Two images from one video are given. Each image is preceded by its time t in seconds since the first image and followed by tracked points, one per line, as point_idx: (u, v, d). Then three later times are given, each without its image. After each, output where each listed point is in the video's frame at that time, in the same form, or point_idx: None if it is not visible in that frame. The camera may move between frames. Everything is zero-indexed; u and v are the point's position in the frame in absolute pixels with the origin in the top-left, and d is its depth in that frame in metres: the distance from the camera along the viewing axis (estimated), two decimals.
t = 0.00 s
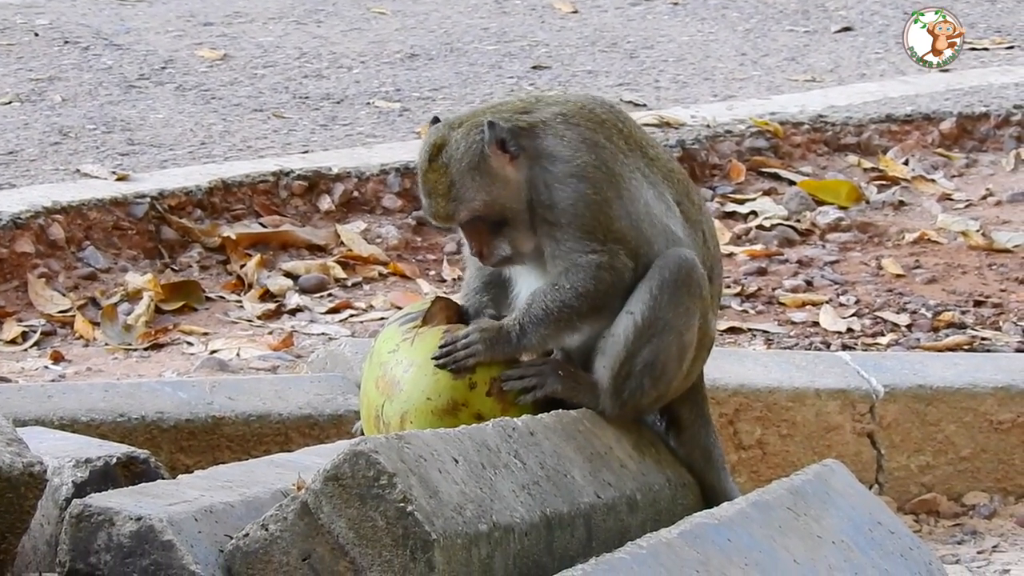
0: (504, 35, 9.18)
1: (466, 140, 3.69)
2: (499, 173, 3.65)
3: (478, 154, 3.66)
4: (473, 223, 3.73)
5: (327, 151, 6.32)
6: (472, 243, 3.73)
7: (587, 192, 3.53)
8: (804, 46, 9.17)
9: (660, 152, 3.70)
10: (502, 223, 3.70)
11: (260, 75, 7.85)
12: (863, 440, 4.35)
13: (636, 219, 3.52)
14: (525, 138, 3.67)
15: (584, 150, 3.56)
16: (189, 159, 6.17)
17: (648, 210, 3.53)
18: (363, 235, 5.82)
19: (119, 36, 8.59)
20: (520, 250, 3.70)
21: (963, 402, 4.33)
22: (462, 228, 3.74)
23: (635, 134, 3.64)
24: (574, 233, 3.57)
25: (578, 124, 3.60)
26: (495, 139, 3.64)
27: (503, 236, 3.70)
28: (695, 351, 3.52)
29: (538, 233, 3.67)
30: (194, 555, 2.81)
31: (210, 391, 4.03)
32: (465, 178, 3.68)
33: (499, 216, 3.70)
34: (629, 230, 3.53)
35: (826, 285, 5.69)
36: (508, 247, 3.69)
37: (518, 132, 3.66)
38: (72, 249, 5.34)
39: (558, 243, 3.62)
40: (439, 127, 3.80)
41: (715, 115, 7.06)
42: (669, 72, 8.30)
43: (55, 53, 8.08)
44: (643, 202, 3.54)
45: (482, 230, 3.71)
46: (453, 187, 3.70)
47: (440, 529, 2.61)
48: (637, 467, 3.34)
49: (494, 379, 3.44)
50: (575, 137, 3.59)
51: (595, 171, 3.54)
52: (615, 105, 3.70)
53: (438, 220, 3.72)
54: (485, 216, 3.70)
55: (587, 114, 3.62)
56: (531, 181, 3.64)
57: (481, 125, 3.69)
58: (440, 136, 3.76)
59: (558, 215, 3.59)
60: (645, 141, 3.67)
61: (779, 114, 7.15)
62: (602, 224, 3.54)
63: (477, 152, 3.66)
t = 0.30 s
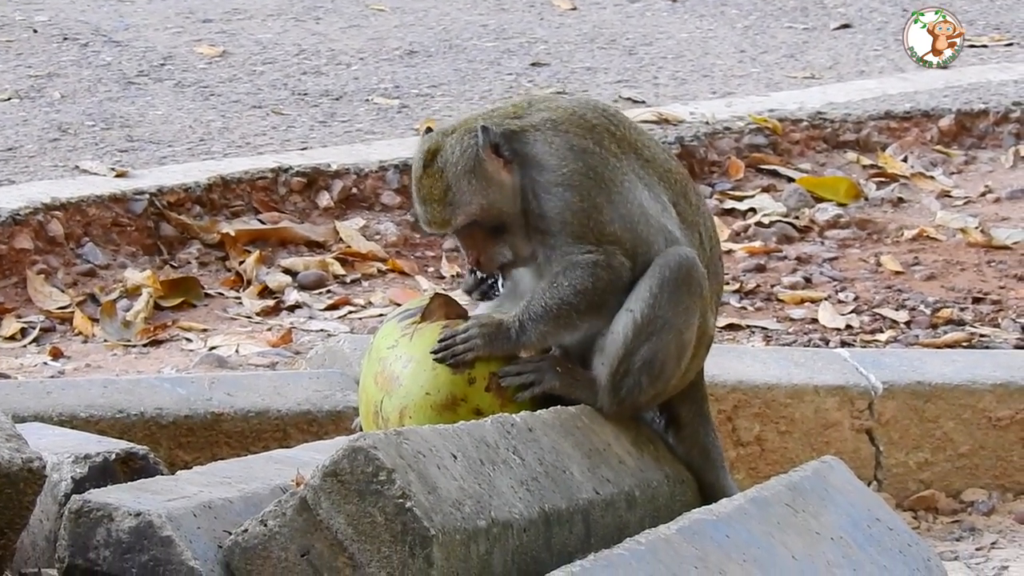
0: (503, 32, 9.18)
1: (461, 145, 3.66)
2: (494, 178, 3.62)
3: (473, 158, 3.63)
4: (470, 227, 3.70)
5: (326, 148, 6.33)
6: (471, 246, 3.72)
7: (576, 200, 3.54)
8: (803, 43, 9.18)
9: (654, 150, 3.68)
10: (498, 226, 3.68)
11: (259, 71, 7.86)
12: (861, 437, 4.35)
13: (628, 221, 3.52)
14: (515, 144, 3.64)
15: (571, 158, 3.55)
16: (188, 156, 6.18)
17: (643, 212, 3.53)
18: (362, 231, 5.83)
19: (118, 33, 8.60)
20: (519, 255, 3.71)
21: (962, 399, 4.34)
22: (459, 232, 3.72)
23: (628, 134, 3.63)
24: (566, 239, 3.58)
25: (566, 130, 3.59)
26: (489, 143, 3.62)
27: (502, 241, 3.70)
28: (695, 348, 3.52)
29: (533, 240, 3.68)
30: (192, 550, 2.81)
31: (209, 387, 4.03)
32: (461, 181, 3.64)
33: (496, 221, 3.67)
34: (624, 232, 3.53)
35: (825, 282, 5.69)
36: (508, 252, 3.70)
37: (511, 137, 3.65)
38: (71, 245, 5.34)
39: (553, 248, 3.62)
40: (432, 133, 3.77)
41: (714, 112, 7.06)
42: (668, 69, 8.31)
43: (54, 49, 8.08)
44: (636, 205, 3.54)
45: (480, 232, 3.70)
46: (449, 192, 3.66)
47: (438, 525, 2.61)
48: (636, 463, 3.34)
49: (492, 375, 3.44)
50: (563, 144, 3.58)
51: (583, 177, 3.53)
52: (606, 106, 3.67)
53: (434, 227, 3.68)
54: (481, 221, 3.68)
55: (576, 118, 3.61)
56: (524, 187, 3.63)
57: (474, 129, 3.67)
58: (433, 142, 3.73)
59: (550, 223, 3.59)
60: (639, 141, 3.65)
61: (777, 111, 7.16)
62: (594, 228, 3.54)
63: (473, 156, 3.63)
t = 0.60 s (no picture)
0: (501, 28, 9.18)
1: (484, 122, 3.65)
2: (514, 159, 3.60)
3: (495, 137, 3.63)
4: (482, 207, 3.68)
5: (323, 145, 6.33)
6: (479, 223, 3.69)
7: (597, 189, 3.55)
8: (801, 39, 9.18)
9: (661, 150, 3.73)
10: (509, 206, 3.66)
11: (256, 68, 7.86)
12: (859, 433, 4.35)
13: (642, 217, 3.53)
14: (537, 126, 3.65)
15: (597, 148, 3.57)
16: (185, 153, 6.18)
17: (651, 207, 3.55)
18: (360, 228, 5.85)
19: (116, 30, 8.60)
20: (526, 236, 3.69)
21: (959, 395, 4.34)
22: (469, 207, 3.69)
23: (639, 131, 3.67)
24: (579, 228, 3.59)
25: (589, 120, 3.62)
26: (512, 123, 3.61)
27: (511, 221, 3.68)
28: (691, 342, 3.52)
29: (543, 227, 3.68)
30: (190, 547, 2.74)
31: (207, 384, 4.04)
32: (480, 155, 3.62)
33: (509, 202, 3.65)
34: (635, 227, 3.53)
35: (823, 278, 5.69)
36: (515, 232, 3.68)
37: (535, 121, 3.65)
38: (68, 243, 5.35)
39: (563, 237, 3.64)
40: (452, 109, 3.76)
41: (712, 109, 7.06)
42: (666, 66, 8.31)
43: (52, 46, 8.09)
44: (648, 199, 3.56)
45: (490, 211, 3.67)
46: (466, 169, 3.64)
47: (436, 522, 2.55)
48: (633, 460, 3.31)
49: (490, 371, 3.40)
50: (590, 132, 3.60)
51: (606, 168, 3.55)
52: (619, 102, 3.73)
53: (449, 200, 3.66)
54: (496, 201, 3.65)
55: (598, 110, 3.64)
56: (543, 171, 3.62)
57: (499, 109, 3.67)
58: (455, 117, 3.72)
59: (566, 209, 3.60)
60: (648, 139, 3.70)
61: (775, 108, 7.16)
62: (609, 221, 3.55)
63: (498, 132, 3.62)
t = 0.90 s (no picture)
0: (497, 19, 9.18)
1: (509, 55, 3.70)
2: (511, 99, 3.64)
3: (508, 70, 3.66)
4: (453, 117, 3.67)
5: (321, 135, 6.33)
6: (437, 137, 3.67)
7: (595, 176, 3.54)
8: (798, 30, 9.17)
9: (663, 145, 3.75)
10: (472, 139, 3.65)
11: (253, 59, 7.86)
12: (856, 423, 4.36)
13: (641, 208, 3.54)
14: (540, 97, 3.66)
15: (596, 132, 3.57)
16: (182, 144, 6.18)
17: (651, 199, 3.56)
18: (357, 219, 5.86)
19: (112, 20, 8.59)
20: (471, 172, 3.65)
21: (956, 385, 4.34)
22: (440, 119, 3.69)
23: (640, 124, 3.69)
24: (574, 214, 3.56)
25: (597, 106, 3.62)
26: (529, 74, 3.66)
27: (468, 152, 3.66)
28: (690, 334, 3.53)
29: (534, 208, 3.65)
30: (187, 537, 2.70)
31: (203, 375, 4.04)
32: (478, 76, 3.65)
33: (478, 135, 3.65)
34: (633, 218, 3.54)
35: (820, 269, 5.70)
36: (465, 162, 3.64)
37: (550, 91, 3.67)
38: (65, 233, 5.34)
39: (556, 220, 3.61)
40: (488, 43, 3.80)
41: (709, 99, 7.04)
42: (663, 57, 8.30)
43: (49, 37, 8.08)
44: (647, 191, 3.58)
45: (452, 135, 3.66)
46: (464, 77, 3.65)
47: (432, 512, 2.52)
48: (630, 450, 3.26)
49: (486, 361, 3.39)
50: (592, 117, 3.59)
51: (605, 154, 3.55)
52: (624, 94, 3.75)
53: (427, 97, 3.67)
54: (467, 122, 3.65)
55: (608, 99, 3.65)
56: (533, 131, 3.63)
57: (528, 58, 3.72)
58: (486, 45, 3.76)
59: (558, 190, 3.57)
60: (649, 132, 3.72)
61: (772, 99, 7.15)
62: (609, 210, 3.54)
63: (510, 65, 3.66)
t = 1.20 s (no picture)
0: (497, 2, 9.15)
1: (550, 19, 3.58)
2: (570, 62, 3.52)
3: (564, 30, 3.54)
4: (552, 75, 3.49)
5: (320, 118, 6.32)
6: (538, 82, 3.50)
7: (601, 151, 3.53)
8: (798, 13, 9.15)
9: (656, 127, 3.77)
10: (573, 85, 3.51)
11: (252, 42, 7.84)
12: (856, 407, 4.36)
13: (641, 185, 3.55)
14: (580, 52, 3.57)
15: (610, 103, 3.55)
16: (181, 127, 6.18)
17: (651, 179, 3.57)
18: (356, 202, 5.87)
19: (111, 3, 8.57)
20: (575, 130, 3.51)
21: (957, 369, 4.34)
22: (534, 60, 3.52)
23: (636, 103, 3.70)
24: (579, 190, 3.57)
25: (606, 82, 3.60)
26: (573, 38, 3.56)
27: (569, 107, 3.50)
28: (689, 315, 3.53)
29: (540, 181, 3.64)
30: (187, 520, 2.70)
31: (203, 357, 4.04)
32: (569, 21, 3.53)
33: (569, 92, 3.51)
34: (633, 197, 3.55)
35: (820, 252, 5.69)
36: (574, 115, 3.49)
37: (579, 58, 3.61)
38: (64, 216, 5.34)
39: (560, 196, 3.62)
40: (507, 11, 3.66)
41: (708, 82, 7.02)
42: (662, 40, 8.29)
43: (48, 20, 8.07)
44: (646, 169, 3.58)
45: (553, 80, 3.50)
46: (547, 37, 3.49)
47: (433, 496, 2.51)
48: (630, 434, 3.25)
49: (486, 345, 3.38)
50: (603, 87, 3.57)
51: (615, 126, 3.53)
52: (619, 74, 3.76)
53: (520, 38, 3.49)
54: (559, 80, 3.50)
55: (612, 78, 3.65)
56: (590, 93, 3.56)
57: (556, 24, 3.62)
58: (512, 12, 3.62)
59: (572, 161, 3.55)
60: (643, 112, 3.74)
61: (772, 82, 7.13)
62: (608, 188, 3.55)
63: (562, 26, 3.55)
